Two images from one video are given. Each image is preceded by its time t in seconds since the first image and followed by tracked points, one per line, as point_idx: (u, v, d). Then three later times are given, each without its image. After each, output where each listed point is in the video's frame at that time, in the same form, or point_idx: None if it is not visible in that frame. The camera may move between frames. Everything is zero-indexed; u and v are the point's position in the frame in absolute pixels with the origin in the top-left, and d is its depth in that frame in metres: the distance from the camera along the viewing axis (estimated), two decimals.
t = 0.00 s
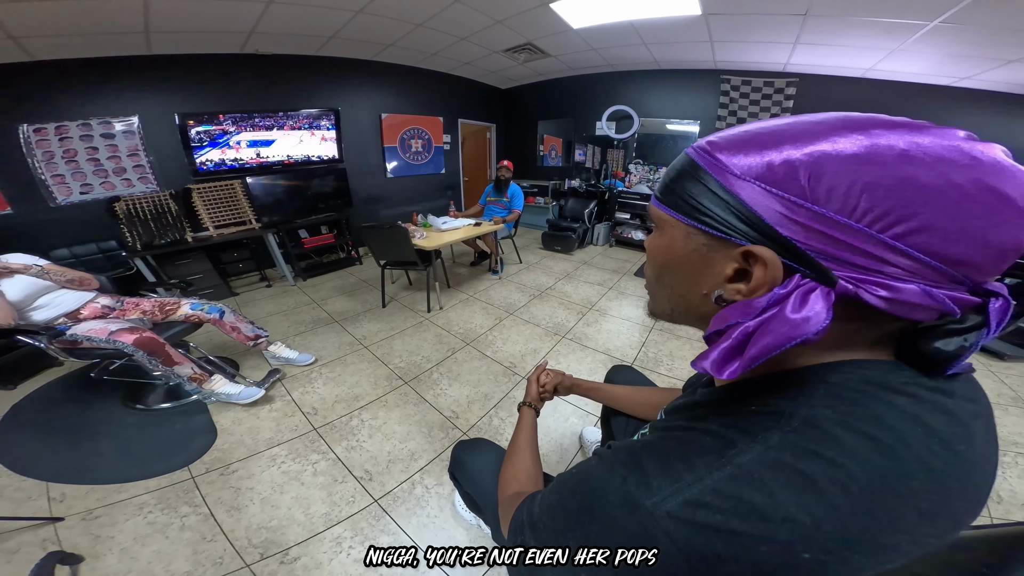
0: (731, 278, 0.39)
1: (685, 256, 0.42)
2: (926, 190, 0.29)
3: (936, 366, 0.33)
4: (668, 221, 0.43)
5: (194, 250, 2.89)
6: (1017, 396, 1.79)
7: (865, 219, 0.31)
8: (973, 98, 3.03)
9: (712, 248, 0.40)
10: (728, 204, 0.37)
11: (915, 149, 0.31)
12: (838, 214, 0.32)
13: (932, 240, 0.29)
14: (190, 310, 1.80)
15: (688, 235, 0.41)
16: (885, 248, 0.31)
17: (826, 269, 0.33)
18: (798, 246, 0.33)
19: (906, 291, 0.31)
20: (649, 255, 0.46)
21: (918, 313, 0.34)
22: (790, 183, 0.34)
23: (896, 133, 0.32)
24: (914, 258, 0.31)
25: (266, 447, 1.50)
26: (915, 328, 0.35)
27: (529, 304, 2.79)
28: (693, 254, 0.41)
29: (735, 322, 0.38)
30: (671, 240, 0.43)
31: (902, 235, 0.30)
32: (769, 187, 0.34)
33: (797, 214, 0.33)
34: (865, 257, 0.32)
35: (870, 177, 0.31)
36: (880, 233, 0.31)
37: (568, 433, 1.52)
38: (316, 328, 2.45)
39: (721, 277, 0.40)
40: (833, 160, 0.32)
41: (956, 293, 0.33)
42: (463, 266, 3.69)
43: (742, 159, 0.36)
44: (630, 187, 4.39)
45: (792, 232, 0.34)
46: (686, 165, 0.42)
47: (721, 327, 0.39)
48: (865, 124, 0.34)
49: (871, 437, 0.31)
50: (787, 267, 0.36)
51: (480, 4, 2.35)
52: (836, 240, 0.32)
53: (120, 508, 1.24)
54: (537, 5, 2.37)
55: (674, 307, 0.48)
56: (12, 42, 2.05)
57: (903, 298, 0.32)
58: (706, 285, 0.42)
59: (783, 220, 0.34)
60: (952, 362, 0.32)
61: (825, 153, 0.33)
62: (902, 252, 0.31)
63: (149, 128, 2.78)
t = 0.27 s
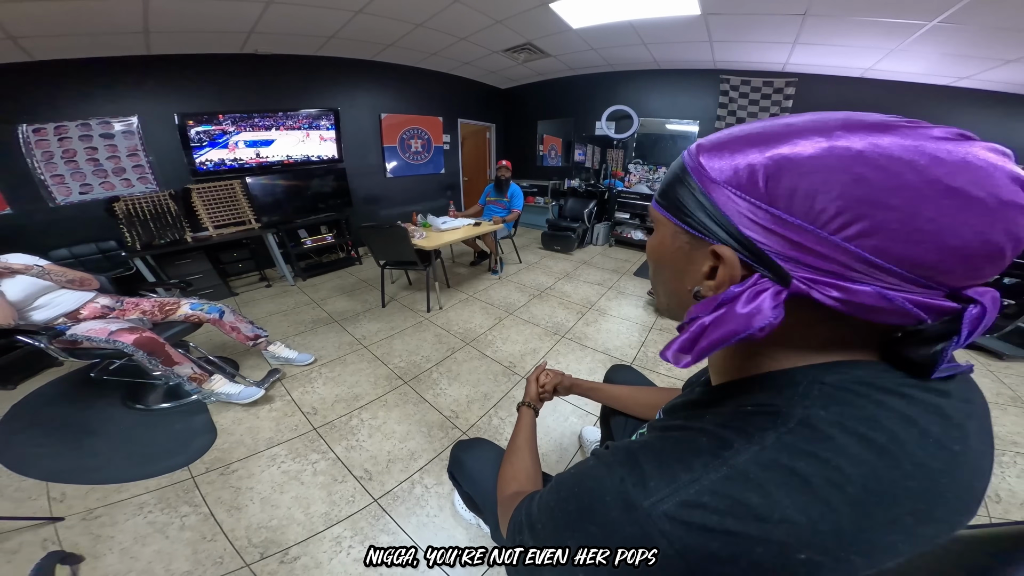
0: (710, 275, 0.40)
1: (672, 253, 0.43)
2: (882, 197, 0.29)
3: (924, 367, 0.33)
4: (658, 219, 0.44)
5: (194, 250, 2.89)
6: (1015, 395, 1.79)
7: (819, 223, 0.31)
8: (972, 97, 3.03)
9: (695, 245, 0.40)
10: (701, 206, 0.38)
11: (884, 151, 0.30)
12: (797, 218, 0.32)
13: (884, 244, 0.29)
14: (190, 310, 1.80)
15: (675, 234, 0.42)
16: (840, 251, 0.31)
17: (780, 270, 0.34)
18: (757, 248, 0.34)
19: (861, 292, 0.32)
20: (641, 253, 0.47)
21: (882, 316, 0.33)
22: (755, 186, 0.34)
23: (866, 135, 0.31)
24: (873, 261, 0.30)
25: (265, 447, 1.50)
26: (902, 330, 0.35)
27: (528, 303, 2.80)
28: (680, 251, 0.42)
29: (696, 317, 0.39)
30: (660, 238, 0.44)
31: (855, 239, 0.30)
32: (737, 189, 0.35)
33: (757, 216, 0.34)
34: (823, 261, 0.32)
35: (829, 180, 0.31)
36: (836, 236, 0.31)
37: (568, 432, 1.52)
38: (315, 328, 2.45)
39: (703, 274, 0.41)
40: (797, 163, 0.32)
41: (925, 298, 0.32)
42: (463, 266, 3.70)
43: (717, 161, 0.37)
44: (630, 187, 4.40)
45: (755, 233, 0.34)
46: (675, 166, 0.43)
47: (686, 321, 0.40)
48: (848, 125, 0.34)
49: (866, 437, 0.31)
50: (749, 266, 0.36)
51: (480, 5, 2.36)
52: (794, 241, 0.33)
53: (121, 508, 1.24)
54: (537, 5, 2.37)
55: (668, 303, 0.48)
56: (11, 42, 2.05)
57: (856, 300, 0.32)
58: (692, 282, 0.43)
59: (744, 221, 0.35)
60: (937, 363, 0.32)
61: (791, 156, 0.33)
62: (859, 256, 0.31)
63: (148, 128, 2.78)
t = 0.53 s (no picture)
0: (731, 278, 0.38)
1: (687, 254, 0.41)
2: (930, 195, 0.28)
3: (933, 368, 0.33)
4: (672, 220, 0.43)
5: (192, 250, 2.88)
6: (1015, 395, 1.79)
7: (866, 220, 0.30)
8: (972, 97, 3.03)
9: (715, 246, 0.39)
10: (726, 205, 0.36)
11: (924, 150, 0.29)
12: (839, 217, 0.31)
13: (931, 244, 0.28)
14: (188, 310, 1.79)
15: (691, 234, 0.40)
16: (888, 252, 0.30)
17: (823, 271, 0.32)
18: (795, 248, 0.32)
19: (904, 293, 0.31)
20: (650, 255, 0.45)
21: (916, 316, 0.33)
22: (789, 183, 0.33)
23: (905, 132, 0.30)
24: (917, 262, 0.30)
25: (264, 447, 1.49)
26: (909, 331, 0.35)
27: (528, 304, 2.79)
28: (696, 252, 0.40)
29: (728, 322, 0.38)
30: (673, 239, 0.42)
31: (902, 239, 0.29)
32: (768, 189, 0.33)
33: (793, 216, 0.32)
34: (867, 261, 0.31)
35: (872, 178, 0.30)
36: (881, 237, 0.30)
37: (568, 433, 1.52)
38: (315, 328, 2.45)
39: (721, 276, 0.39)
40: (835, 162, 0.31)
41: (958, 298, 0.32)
42: (462, 266, 3.69)
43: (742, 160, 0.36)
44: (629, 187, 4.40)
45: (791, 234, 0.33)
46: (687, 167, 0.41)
47: (716, 327, 0.40)
48: (868, 128, 0.34)
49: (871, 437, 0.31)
50: (784, 270, 0.35)
51: (480, 4, 2.35)
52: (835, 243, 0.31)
53: (119, 509, 1.23)
54: (537, 5, 2.37)
55: (676, 307, 0.46)
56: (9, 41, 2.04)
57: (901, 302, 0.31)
58: (707, 285, 0.41)
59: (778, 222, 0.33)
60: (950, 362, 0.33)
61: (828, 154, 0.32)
62: (904, 257, 0.30)
63: (146, 128, 2.77)
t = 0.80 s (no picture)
0: (826, 291, 0.35)
1: (753, 270, 0.36)
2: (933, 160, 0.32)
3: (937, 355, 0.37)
4: (719, 228, 0.37)
5: (192, 250, 2.88)
6: (1015, 395, 1.79)
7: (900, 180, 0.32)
8: (972, 97, 3.03)
9: (794, 258, 0.35)
10: (763, 175, 0.35)
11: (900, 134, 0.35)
12: (875, 178, 0.33)
13: (948, 201, 0.32)
14: (187, 311, 1.79)
15: (757, 246, 0.35)
16: (925, 208, 0.32)
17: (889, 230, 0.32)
18: (852, 205, 0.32)
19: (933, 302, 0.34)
20: (690, 272, 0.38)
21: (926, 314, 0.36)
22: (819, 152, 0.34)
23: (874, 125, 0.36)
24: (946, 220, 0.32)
25: (263, 448, 1.49)
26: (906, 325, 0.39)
27: (528, 304, 2.79)
28: (769, 266, 0.35)
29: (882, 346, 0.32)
30: (730, 252, 0.36)
31: (914, 212, 0.32)
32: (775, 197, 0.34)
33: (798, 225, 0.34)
34: (911, 220, 0.32)
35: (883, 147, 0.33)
36: (915, 194, 0.32)
37: (568, 433, 1.52)
38: (314, 329, 2.45)
39: (809, 290, 0.35)
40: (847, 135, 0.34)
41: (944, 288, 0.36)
42: (462, 266, 3.69)
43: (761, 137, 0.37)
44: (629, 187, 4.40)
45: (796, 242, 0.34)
46: (695, 153, 0.41)
47: (850, 352, 0.33)
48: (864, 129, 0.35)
49: (869, 437, 0.31)
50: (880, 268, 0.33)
51: (480, 4, 2.35)
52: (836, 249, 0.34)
53: (118, 510, 1.23)
54: (536, 4, 2.37)
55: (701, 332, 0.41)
56: (7, 41, 2.03)
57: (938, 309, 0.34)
58: (779, 303, 0.36)
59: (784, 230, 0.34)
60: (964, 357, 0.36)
61: (838, 130, 0.35)
62: (936, 215, 0.32)
63: (145, 128, 2.76)
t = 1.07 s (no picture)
0: (832, 290, 0.35)
1: (760, 269, 0.36)
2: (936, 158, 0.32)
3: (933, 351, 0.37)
4: (726, 226, 0.37)
5: (191, 250, 2.88)
6: (1015, 395, 1.80)
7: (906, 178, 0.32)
8: (972, 97, 3.03)
9: (802, 257, 0.35)
10: (767, 173, 0.35)
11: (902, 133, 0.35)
12: (879, 176, 0.33)
13: (952, 200, 0.32)
14: (187, 311, 1.79)
15: (765, 245, 0.35)
16: (930, 206, 0.32)
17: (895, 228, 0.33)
18: (858, 203, 0.32)
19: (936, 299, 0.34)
20: (695, 272, 0.38)
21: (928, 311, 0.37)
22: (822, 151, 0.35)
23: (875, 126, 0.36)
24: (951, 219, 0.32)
25: (264, 448, 1.49)
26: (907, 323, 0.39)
27: (528, 303, 2.79)
28: (776, 265, 0.35)
29: (886, 347, 0.33)
30: (737, 251, 0.36)
31: (920, 211, 0.32)
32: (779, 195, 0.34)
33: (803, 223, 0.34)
34: (915, 218, 0.32)
35: (887, 145, 0.33)
36: (919, 192, 0.32)
37: (568, 433, 1.52)
38: (314, 329, 2.45)
39: (815, 289, 0.35)
40: (850, 134, 0.35)
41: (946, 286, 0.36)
42: (462, 266, 3.69)
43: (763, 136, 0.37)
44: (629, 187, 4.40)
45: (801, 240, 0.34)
46: (697, 152, 0.41)
47: (863, 349, 0.33)
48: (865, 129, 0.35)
49: (872, 435, 0.31)
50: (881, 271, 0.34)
51: (480, 4, 2.35)
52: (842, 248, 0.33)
53: (119, 510, 1.23)
54: (536, 4, 2.36)
55: (706, 331, 0.41)
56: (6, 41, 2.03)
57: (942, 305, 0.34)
58: (786, 302, 0.36)
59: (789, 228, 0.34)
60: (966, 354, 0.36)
61: (842, 129, 0.35)
62: (941, 213, 0.32)
63: (145, 128, 2.76)
